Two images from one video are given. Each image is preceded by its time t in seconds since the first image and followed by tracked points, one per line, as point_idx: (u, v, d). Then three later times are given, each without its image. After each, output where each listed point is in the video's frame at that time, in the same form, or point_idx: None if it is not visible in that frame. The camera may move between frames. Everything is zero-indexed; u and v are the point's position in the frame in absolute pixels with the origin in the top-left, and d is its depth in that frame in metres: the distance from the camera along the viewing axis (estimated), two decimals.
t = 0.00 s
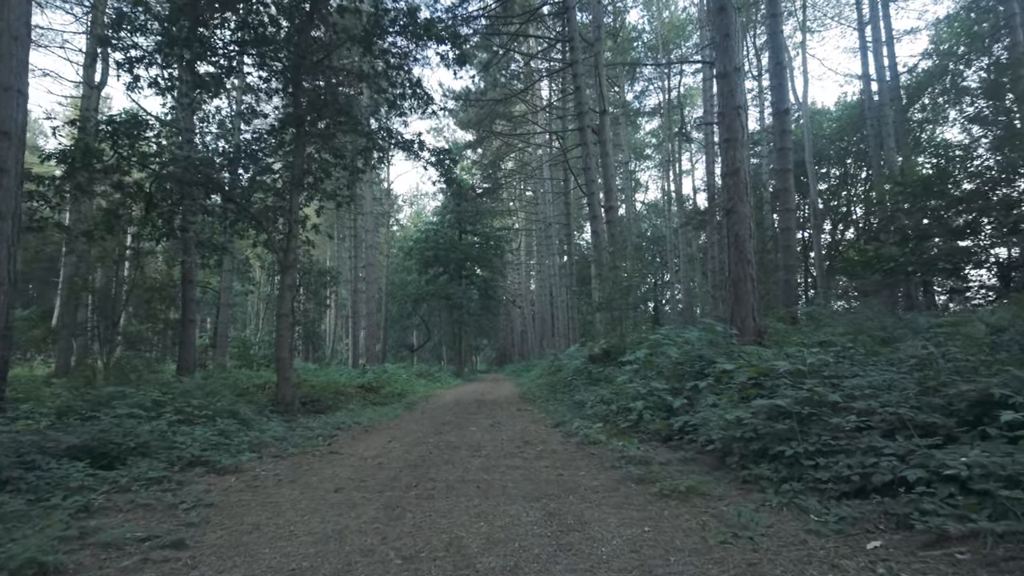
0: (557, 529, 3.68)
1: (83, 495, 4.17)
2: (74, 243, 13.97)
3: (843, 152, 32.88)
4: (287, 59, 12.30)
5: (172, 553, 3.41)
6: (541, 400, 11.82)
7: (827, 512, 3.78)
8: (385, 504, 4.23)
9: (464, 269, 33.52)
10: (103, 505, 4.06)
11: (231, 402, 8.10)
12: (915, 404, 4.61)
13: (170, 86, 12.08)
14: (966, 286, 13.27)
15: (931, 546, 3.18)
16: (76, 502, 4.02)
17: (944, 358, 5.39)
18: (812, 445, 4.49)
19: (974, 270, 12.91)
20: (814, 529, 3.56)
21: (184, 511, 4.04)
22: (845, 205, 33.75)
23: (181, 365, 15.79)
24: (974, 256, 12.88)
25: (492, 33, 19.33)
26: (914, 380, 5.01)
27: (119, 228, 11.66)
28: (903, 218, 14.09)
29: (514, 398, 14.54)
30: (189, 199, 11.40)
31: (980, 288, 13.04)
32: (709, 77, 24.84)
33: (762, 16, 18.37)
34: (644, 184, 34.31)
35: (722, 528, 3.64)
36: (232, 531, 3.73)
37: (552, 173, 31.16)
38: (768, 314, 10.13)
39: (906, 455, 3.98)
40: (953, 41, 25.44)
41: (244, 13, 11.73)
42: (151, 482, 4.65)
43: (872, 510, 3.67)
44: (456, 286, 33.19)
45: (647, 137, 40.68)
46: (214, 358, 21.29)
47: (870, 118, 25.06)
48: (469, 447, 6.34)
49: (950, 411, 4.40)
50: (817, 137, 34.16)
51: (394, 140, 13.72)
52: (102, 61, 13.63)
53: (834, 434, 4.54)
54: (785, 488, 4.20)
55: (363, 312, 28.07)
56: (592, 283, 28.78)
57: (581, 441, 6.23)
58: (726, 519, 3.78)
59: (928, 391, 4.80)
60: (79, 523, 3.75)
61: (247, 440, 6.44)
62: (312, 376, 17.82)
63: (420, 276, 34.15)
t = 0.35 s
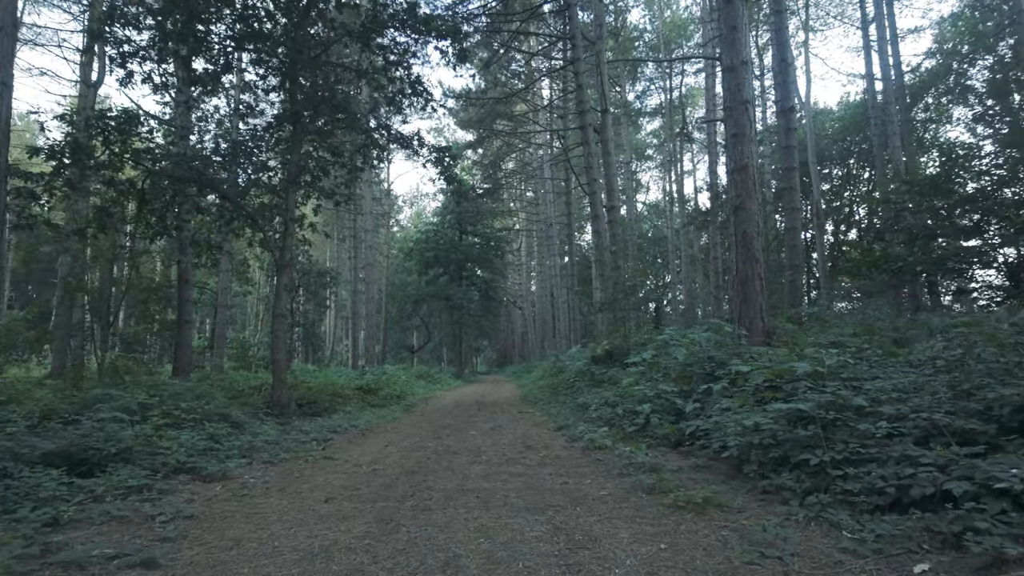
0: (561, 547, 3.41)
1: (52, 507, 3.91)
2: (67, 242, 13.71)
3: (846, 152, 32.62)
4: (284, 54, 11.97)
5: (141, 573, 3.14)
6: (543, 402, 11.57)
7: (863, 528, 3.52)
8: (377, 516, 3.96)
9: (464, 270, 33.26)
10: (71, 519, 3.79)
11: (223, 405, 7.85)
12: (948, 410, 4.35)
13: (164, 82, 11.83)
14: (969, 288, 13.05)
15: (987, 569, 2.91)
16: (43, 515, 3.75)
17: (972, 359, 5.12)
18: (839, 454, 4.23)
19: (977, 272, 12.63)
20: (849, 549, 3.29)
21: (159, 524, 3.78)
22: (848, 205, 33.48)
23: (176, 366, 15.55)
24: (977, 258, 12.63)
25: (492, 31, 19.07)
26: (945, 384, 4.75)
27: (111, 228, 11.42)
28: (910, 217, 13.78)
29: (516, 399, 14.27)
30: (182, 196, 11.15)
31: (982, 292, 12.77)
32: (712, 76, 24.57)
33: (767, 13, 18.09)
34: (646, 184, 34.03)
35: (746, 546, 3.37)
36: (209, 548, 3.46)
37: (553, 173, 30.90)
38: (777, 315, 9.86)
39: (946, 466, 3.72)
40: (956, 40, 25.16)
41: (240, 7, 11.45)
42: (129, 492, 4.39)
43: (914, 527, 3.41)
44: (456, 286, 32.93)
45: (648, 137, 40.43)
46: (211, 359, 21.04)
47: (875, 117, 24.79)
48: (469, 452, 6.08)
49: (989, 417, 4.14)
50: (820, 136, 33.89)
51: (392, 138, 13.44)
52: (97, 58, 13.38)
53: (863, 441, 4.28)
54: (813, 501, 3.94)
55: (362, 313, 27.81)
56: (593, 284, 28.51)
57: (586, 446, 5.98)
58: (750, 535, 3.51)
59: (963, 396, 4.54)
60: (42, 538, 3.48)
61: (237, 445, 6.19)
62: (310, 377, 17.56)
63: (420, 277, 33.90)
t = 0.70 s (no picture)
0: (576, 567, 3.16)
1: (24, 519, 3.66)
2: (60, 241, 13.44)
3: (849, 151, 32.31)
4: (283, 49, 11.66)
5: None
6: (546, 404, 11.31)
7: (910, 547, 3.27)
8: (375, 531, 3.70)
9: (465, 271, 33.02)
10: (43, 533, 3.54)
11: (217, 408, 7.61)
12: (986, 416, 4.10)
13: (160, 77, 11.62)
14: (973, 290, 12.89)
15: None
16: (13, 529, 3.51)
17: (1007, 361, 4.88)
18: (875, 465, 3.98)
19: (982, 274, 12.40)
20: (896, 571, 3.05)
21: (138, 539, 3.52)
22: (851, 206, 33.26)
23: (173, 367, 15.30)
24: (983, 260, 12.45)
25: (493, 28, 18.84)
26: (981, 389, 4.50)
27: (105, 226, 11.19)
28: (916, 217, 13.53)
29: (517, 401, 14.03)
30: (177, 193, 10.90)
31: (987, 296, 12.61)
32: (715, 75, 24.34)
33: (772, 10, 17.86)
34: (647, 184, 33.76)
35: (778, 566, 3.12)
36: (190, 567, 3.21)
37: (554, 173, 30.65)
38: (786, 315, 9.62)
39: (1000, 479, 3.47)
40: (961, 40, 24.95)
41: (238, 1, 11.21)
42: (109, 502, 4.14)
43: (970, 546, 3.16)
44: (456, 287, 32.68)
45: (649, 137, 40.17)
46: (208, 360, 20.79)
47: (879, 116, 24.55)
48: (472, 458, 5.83)
49: None
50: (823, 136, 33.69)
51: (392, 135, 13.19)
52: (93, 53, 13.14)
53: (902, 451, 4.04)
54: (849, 516, 3.69)
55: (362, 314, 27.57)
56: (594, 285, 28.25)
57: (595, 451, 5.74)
58: (782, 554, 3.26)
59: (1004, 401, 4.29)
60: (9, 555, 3.23)
61: (230, 450, 5.93)
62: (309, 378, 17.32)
63: (420, 277, 33.62)
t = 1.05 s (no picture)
0: None
1: None
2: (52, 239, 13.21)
3: (851, 151, 32.09)
4: (279, 44, 11.45)
5: None
6: (548, 406, 11.10)
7: (958, 568, 3.04)
8: (372, 546, 3.47)
9: (465, 271, 32.80)
10: (14, 550, 3.32)
11: (210, 411, 7.38)
12: None
13: (154, 72, 11.40)
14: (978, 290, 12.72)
15: None
16: None
17: None
18: (913, 475, 3.76)
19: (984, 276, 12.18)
20: None
21: (117, 556, 3.30)
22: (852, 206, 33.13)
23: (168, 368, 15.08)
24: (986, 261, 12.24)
25: (494, 26, 18.63)
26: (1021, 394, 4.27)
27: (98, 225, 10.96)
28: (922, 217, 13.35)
29: (519, 403, 13.80)
30: (172, 191, 10.68)
31: (993, 297, 12.39)
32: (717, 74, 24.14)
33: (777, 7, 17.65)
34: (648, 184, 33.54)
35: None
36: None
37: (554, 172, 30.43)
38: (795, 315, 9.40)
39: None
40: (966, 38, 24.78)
41: None
42: (89, 513, 3.92)
43: None
44: (455, 288, 32.45)
45: (650, 137, 39.97)
46: (205, 360, 20.55)
47: (882, 116, 24.37)
48: (475, 464, 5.59)
49: None
50: (824, 136, 33.50)
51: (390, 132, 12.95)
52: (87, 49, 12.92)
53: (941, 460, 3.82)
54: (887, 532, 3.46)
55: (361, 314, 27.34)
56: (595, 285, 28.03)
57: (603, 456, 5.51)
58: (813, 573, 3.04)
59: None
60: None
61: (221, 455, 5.71)
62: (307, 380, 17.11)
63: (419, 277, 33.35)
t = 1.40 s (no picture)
0: None
1: None
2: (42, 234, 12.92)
3: (855, 148, 31.74)
4: (274, 32, 11.03)
5: None
6: (550, 404, 10.83)
7: None
8: (358, 556, 3.18)
9: (464, 269, 32.51)
10: None
11: (198, 409, 7.13)
12: None
13: (145, 62, 11.11)
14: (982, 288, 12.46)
15: None
16: None
17: None
18: (962, 477, 3.46)
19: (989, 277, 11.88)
20: None
21: (76, 568, 3.03)
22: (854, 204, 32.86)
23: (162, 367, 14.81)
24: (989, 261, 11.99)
25: (494, 20, 18.34)
26: None
27: (87, 219, 10.69)
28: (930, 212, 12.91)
29: (520, 402, 13.51)
30: (163, 184, 10.39)
31: (999, 296, 12.07)
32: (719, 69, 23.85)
33: None
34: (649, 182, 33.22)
35: None
36: None
37: (554, 169, 30.14)
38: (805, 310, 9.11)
39: None
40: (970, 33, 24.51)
41: None
42: (53, 518, 3.65)
43: None
44: (455, 286, 32.16)
45: (651, 135, 39.69)
46: (202, 359, 20.28)
47: (885, 111, 24.10)
48: (475, 463, 5.31)
49: None
50: (827, 133, 33.23)
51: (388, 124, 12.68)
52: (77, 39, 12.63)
53: (993, 461, 3.52)
54: (935, 541, 3.18)
55: (360, 313, 27.04)
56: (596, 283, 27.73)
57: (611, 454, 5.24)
58: None
59: None
60: None
61: (207, 455, 5.43)
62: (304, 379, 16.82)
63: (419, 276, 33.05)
